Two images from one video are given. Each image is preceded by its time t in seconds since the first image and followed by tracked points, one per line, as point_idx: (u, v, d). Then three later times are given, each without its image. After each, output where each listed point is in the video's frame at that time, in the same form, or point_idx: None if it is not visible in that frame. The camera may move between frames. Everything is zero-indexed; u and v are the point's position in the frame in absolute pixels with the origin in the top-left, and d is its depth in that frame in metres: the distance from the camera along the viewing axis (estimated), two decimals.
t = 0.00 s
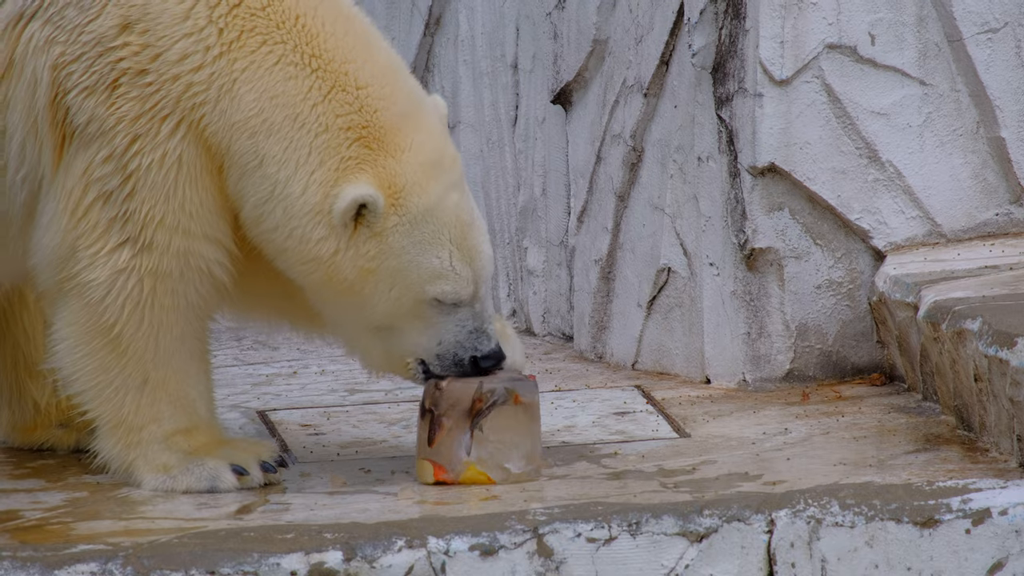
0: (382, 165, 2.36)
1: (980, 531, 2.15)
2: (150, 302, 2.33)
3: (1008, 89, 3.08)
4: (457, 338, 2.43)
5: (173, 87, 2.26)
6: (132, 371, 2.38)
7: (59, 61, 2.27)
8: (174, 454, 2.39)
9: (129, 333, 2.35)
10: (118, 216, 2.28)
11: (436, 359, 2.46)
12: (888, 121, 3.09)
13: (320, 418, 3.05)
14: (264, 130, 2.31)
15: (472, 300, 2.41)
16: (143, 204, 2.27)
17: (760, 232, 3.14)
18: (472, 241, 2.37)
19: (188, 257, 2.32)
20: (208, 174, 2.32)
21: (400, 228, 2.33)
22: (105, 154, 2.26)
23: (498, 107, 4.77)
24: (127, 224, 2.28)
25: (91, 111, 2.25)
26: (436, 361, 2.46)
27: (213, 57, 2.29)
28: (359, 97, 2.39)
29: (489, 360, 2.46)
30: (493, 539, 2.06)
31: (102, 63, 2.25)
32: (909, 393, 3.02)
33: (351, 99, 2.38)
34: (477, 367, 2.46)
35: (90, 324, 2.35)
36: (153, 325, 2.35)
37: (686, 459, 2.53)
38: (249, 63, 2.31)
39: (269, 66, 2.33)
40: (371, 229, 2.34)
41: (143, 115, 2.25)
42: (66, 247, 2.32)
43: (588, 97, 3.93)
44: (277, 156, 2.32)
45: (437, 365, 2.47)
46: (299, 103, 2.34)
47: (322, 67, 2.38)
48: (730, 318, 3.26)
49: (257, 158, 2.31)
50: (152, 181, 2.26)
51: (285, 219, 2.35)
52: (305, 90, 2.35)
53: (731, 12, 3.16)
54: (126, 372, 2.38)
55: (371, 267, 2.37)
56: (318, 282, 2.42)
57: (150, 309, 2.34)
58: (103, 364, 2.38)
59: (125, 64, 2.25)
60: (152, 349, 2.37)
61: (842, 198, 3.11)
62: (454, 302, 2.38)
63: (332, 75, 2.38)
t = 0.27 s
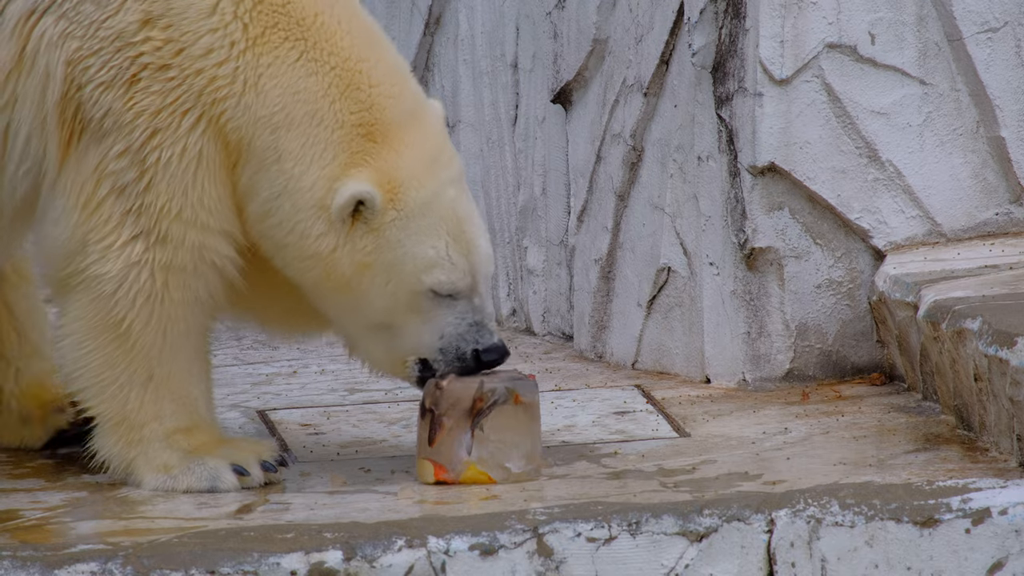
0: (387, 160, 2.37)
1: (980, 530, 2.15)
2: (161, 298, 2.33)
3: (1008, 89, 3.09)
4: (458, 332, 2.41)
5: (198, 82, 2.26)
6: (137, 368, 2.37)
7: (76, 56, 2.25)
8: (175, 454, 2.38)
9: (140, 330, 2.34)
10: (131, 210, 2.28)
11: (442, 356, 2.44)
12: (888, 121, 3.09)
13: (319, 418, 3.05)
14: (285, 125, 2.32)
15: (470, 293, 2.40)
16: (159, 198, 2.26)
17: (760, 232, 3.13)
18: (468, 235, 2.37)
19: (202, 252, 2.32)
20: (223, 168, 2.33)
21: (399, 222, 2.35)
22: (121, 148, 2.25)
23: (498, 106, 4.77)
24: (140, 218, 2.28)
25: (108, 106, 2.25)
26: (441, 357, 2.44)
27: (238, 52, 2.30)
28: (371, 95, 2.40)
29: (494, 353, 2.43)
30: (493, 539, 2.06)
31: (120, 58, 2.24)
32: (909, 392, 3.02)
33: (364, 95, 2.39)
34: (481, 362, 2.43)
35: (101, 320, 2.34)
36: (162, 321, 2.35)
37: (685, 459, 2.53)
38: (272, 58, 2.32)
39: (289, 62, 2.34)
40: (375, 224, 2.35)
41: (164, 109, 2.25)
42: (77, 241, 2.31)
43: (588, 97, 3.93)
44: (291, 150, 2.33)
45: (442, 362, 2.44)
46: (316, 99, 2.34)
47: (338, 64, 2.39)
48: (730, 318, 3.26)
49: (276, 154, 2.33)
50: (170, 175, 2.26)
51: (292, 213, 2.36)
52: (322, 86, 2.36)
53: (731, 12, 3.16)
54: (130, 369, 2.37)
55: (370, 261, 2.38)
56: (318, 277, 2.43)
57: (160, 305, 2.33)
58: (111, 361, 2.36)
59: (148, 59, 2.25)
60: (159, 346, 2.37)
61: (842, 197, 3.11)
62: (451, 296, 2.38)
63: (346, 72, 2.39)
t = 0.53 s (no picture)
0: (391, 150, 2.38)
1: (980, 531, 2.15)
2: (167, 295, 2.32)
3: (1008, 89, 3.09)
4: (448, 330, 2.39)
5: (212, 73, 2.28)
6: (139, 366, 2.36)
7: (83, 48, 2.26)
8: (175, 455, 2.38)
9: (145, 326, 2.33)
10: (138, 203, 2.27)
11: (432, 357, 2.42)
12: (888, 121, 3.09)
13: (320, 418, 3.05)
14: (298, 116, 2.33)
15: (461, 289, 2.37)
16: (168, 190, 2.26)
17: (760, 232, 3.14)
18: (467, 231, 2.35)
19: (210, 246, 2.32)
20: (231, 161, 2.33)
21: (397, 211, 2.35)
22: (129, 140, 2.25)
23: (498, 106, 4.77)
24: (148, 211, 2.27)
25: (115, 97, 2.25)
26: (429, 356, 2.42)
27: (252, 44, 2.32)
28: (379, 89, 2.40)
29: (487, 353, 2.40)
30: (493, 539, 2.06)
31: (129, 50, 2.26)
32: (909, 393, 3.03)
33: (371, 89, 2.40)
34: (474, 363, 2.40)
35: (106, 317, 2.33)
36: (169, 318, 2.34)
37: (686, 459, 2.53)
38: (284, 50, 2.34)
39: (300, 55, 2.35)
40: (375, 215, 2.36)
41: (175, 99, 2.26)
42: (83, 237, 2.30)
43: (588, 97, 3.93)
44: (299, 142, 2.34)
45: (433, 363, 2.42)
46: (325, 91, 2.35)
47: (347, 57, 2.40)
48: (730, 318, 3.26)
49: (289, 144, 2.33)
50: (180, 165, 2.26)
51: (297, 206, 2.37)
52: (332, 79, 2.37)
53: (731, 12, 3.16)
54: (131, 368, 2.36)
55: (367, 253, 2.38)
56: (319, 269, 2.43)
57: (164, 302, 2.32)
58: (116, 359, 2.35)
59: (160, 49, 2.26)
60: (163, 344, 2.35)
61: (842, 197, 3.11)
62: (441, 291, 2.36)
63: (355, 66, 2.40)
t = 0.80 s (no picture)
0: (395, 150, 2.38)
1: (980, 531, 2.15)
2: (166, 286, 2.32)
3: (1008, 89, 3.08)
4: (451, 336, 2.38)
5: (219, 66, 2.31)
6: (140, 361, 2.35)
7: (93, 35, 2.27)
8: (176, 455, 2.38)
9: (143, 317, 2.32)
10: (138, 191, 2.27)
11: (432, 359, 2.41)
12: (888, 121, 3.09)
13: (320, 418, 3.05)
14: (290, 119, 2.35)
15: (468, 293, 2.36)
16: (169, 178, 2.27)
17: (760, 232, 3.14)
18: (473, 234, 2.33)
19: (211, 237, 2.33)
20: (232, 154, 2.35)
21: (402, 211, 2.34)
22: (132, 129, 2.26)
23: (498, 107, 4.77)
24: (148, 200, 2.27)
25: (121, 86, 2.26)
26: (431, 360, 2.42)
27: (260, 41, 2.34)
28: (384, 90, 2.42)
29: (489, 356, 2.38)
30: (493, 539, 2.06)
31: (139, 38, 2.27)
32: (909, 393, 3.03)
33: (377, 90, 2.41)
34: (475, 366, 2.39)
35: (104, 306, 2.32)
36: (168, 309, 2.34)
37: (686, 460, 2.53)
38: (289, 48, 2.36)
39: (306, 55, 2.37)
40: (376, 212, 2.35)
41: (182, 88, 2.27)
42: (80, 226, 2.30)
43: (588, 97, 3.93)
44: (301, 139, 2.35)
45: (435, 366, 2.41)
46: (330, 90, 2.37)
47: (353, 59, 2.41)
48: (730, 319, 3.26)
49: (283, 145, 2.35)
50: (182, 153, 2.27)
51: (297, 204, 2.38)
52: (337, 79, 2.38)
53: (731, 12, 3.16)
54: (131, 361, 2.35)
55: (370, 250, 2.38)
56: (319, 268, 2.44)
57: (163, 294, 2.32)
58: (113, 350, 2.34)
59: (170, 37, 2.28)
60: (163, 337, 2.35)
61: (842, 198, 3.11)
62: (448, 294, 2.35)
63: (361, 67, 2.41)
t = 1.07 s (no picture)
0: (398, 150, 2.38)
1: (980, 531, 2.15)
2: (176, 277, 2.32)
3: (1008, 89, 3.08)
4: (448, 344, 2.39)
5: (237, 60, 2.32)
6: (148, 351, 2.34)
7: (114, 23, 2.27)
8: (178, 453, 2.38)
9: (151, 307, 2.32)
10: (150, 180, 2.27)
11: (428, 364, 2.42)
12: (888, 121, 3.09)
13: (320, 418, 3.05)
14: (304, 112, 2.35)
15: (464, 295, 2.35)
16: (183, 167, 2.27)
17: (760, 232, 3.14)
18: (469, 238, 2.32)
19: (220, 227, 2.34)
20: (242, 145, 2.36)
21: (398, 212, 2.34)
22: (146, 118, 2.26)
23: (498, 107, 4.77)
24: (160, 189, 2.28)
25: (138, 74, 2.26)
26: (428, 366, 2.42)
27: (278, 35, 2.36)
28: (394, 89, 2.43)
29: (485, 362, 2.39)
30: (493, 539, 2.06)
31: (159, 27, 2.27)
32: (909, 393, 3.03)
33: (387, 89, 2.42)
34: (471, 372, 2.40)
35: (113, 294, 2.31)
36: (173, 300, 2.33)
37: (685, 459, 2.53)
38: (305, 42, 2.38)
39: (321, 50, 2.39)
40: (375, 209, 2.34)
41: (200, 79, 2.28)
42: (88, 212, 2.29)
43: (588, 97, 3.93)
44: (311, 132, 2.35)
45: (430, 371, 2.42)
46: (345, 84, 2.38)
47: (368, 55, 2.43)
48: (730, 318, 3.26)
49: (291, 139, 2.35)
50: (197, 143, 2.27)
51: (294, 195, 2.37)
52: (351, 74, 2.39)
53: (731, 12, 3.16)
54: (139, 351, 2.34)
55: (364, 247, 2.37)
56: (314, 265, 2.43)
57: (173, 284, 2.32)
58: (120, 339, 2.33)
59: (190, 28, 2.29)
60: (172, 327, 2.35)
61: (842, 197, 3.11)
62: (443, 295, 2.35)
63: (373, 64, 2.42)
